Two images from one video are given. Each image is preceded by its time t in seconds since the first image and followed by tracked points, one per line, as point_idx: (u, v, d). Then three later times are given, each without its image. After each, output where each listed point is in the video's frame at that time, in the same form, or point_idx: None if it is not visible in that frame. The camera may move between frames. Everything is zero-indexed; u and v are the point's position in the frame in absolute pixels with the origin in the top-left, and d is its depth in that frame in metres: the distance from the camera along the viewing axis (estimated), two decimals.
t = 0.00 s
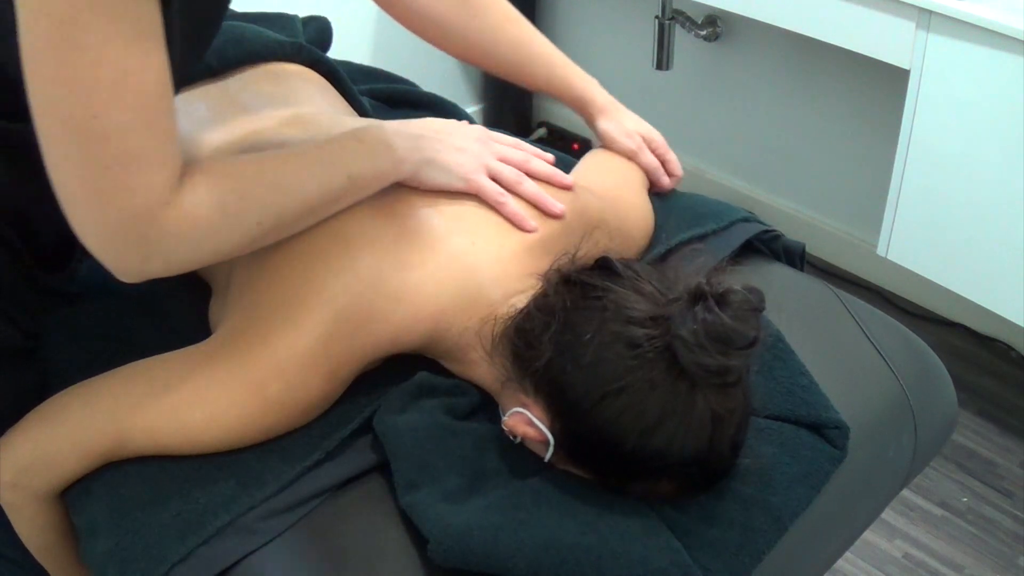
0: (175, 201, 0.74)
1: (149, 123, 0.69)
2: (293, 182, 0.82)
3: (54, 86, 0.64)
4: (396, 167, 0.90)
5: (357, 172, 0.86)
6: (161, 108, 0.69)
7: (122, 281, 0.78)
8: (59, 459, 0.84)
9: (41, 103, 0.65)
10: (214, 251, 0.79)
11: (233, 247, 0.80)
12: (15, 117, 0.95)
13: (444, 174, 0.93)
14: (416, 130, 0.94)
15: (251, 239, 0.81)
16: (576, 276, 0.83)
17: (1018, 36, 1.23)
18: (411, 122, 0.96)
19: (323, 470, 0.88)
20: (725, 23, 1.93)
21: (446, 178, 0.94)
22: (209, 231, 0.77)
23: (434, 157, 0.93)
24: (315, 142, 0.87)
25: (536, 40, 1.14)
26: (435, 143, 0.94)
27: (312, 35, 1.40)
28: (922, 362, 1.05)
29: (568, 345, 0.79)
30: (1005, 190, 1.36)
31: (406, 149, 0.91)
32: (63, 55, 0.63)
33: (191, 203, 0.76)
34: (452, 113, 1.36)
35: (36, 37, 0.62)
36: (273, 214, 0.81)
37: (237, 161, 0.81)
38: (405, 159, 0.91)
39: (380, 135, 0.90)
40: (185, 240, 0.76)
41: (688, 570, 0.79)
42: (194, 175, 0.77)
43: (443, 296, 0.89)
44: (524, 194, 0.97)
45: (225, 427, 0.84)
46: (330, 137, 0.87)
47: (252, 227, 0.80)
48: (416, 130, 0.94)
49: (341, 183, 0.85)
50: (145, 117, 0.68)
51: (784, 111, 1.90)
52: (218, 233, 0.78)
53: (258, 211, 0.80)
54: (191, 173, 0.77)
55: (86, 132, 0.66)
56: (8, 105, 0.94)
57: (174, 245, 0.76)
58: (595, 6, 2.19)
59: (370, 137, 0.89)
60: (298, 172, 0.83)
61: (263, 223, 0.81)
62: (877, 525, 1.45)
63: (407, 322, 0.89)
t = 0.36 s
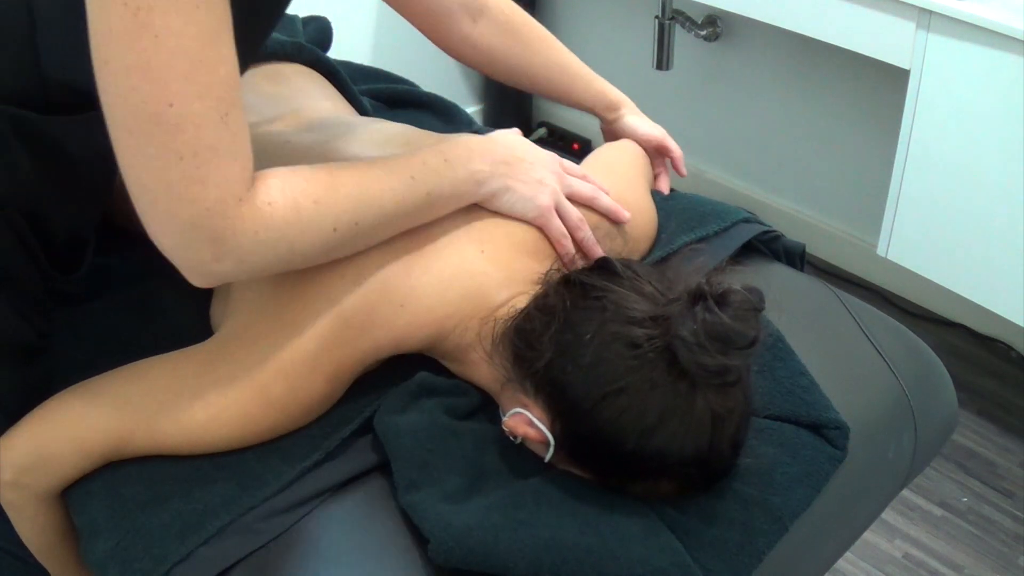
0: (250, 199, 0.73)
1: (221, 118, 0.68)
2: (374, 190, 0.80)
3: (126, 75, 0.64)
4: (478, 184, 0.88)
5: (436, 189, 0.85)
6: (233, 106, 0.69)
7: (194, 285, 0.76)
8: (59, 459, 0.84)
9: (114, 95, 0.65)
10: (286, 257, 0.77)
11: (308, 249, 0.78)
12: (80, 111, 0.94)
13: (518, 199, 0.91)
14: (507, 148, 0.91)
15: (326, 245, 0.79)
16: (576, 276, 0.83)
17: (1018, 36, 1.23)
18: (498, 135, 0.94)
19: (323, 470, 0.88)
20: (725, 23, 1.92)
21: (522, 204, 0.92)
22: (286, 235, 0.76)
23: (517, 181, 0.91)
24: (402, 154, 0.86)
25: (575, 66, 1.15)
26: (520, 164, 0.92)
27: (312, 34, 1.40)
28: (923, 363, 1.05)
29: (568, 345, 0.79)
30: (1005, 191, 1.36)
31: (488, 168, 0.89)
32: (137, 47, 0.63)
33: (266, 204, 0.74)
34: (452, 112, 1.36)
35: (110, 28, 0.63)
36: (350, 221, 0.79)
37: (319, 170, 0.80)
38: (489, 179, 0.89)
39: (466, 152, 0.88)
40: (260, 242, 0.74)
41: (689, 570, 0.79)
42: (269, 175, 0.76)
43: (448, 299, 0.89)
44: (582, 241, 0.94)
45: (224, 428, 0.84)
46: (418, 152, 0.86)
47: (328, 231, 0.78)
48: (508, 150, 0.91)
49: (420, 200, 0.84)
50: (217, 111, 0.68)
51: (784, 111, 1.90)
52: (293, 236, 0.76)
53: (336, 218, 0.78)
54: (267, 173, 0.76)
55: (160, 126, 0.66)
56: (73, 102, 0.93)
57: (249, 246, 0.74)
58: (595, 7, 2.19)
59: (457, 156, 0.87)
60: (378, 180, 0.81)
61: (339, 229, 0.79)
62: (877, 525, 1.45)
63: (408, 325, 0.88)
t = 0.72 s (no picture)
0: (248, 211, 0.76)
1: (234, 133, 0.72)
2: (380, 211, 0.82)
3: (147, 74, 0.69)
4: (490, 208, 0.89)
5: (444, 212, 0.86)
6: (249, 125, 0.73)
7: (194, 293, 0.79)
8: (59, 460, 0.84)
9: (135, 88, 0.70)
10: (283, 271, 0.79)
11: (306, 265, 0.80)
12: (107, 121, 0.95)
13: (533, 223, 0.92)
14: (522, 172, 0.92)
15: (326, 262, 0.81)
16: (575, 277, 0.83)
17: (1018, 36, 1.23)
18: (516, 152, 0.95)
19: (324, 470, 0.88)
20: (725, 23, 1.93)
21: (536, 228, 0.92)
22: (283, 250, 0.78)
23: (534, 205, 0.92)
24: (416, 172, 0.87)
25: (576, 122, 1.21)
26: (536, 190, 0.92)
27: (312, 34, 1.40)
28: (923, 363, 1.05)
29: (567, 345, 0.79)
30: (1003, 191, 1.36)
31: (502, 189, 0.90)
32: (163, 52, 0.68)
33: (263, 217, 0.77)
34: (453, 113, 1.36)
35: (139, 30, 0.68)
36: (353, 241, 0.81)
37: (326, 187, 0.82)
38: (502, 203, 0.90)
39: (481, 175, 0.89)
40: (257, 255, 0.77)
41: (690, 570, 0.79)
42: (271, 189, 0.79)
43: (448, 301, 0.88)
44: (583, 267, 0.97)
45: (225, 428, 0.84)
46: (432, 171, 0.88)
47: (327, 248, 0.80)
48: (525, 174, 0.92)
49: (430, 223, 0.85)
50: (231, 125, 0.72)
51: (783, 112, 1.91)
52: (293, 250, 0.78)
53: (337, 234, 0.80)
54: (268, 189, 0.79)
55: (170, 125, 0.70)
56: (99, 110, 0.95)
57: (247, 258, 0.76)
58: (595, 7, 2.19)
59: (472, 181, 0.88)
60: (386, 201, 0.83)
61: (339, 247, 0.80)
62: (877, 525, 1.45)
63: (409, 327, 0.88)
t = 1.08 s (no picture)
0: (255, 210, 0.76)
1: (242, 130, 0.72)
2: (386, 218, 0.82)
3: (157, 69, 0.69)
4: (499, 220, 0.89)
5: (451, 220, 0.86)
6: (256, 121, 0.74)
7: (198, 290, 0.79)
8: (58, 460, 0.84)
9: (146, 84, 0.70)
10: (289, 272, 0.79)
11: (310, 266, 0.80)
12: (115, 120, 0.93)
13: (540, 236, 0.91)
14: (534, 185, 0.92)
15: (330, 265, 0.81)
16: (575, 277, 0.83)
17: (1018, 36, 1.23)
18: (530, 164, 0.95)
19: (324, 469, 0.88)
20: (725, 23, 1.93)
21: (542, 240, 0.91)
22: (288, 249, 0.78)
23: (543, 218, 0.91)
24: (426, 180, 0.87)
25: (558, 103, 1.21)
26: (545, 203, 0.91)
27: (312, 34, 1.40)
28: (922, 363, 1.05)
29: (567, 345, 0.79)
30: (1003, 191, 1.36)
31: (510, 202, 0.90)
32: (175, 49, 0.69)
33: (269, 216, 0.77)
34: (453, 113, 1.36)
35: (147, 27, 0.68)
36: (359, 245, 0.81)
37: (336, 191, 0.82)
38: (512, 215, 0.90)
39: (491, 186, 0.89)
40: (262, 254, 0.77)
41: (690, 570, 0.79)
42: (279, 190, 0.79)
43: (448, 302, 0.88)
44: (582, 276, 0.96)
45: (225, 428, 0.84)
46: (443, 180, 0.88)
47: (331, 251, 0.80)
48: (536, 186, 0.92)
49: (435, 232, 0.85)
50: (239, 122, 0.72)
51: (784, 112, 1.91)
52: (297, 250, 0.78)
53: (343, 237, 0.80)
54: (275, 189, 0.79)
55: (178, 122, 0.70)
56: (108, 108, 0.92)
57: (249, 256, 0.76)
58: (595, 7, 2.19)
59: (480, 191, 0.88)
60: (394, 207, 0.83)
61: (343, 250, 0.80)
62: (877, 525, 1.45)
63: (410, 328, 0.88)
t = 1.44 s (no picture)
0: (264, 200, 0.75)
1: (234, 115, 0.70)
2: (396, 221, 0.82)
3: (138, 70, 0.67)
4: (513, 233, 0.89)
5: (464, 229, 0.86)
6: (245, 100, 0.71)
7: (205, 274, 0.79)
8: (58, 460, 0.84)
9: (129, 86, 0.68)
10: (297, 262, 0.79)
11: (317, 259, 0.80)
12: (100, 107, 0.91)
13: (553, 254, 0.91)
14: (550, 199, 0.91)
15: (337, 261, 0.81)
16: (576, 277, 0.83)
17: (1018, 36, 1.23)
18: (553, 178, 0.94)
19: (324, 469, 0.88)
20: (725, 23, 1.93)
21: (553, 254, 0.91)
22: (296, 241, 0.78)
23: (555, 238, 0.90)
24: (444, 186, 0.87)
25: None
26: (562, 219, 0.90)
27: (312, 34, 1.40)
28: (922, 363, 1.05)
29: (567, 345, 0.79)
30: (1004, 191, 1.36)
31: (527, 216, 0.89)
32: (152, 45, 0.66)
33: (278, 208, 0.76)
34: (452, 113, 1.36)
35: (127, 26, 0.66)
36: (368, 244, 0.81)
37: (347, 184, 0.82)
38: (526, 231, 0.90)
39: (508, 199, 0.89)
40: (269, 243, 0.76)
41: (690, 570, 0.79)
42: (289, 181, 0.78)
43: (448, 304, 0.89)
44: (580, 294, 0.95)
45: (226, 428, 0.84)
46: (461, 187, 0.88)
47: (338, 248, 0.80)
48: (556, 202, 0.91)
49: (445, 240, 0.86)
50: (230, 108, 0.70)
51: (784, 112, 1.90)
52: (305, 244, 0.78)
53: (353, 234, 0.80)
54: (286, 180, 0.79)
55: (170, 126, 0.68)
56: (89, 96, 0.90)
57: (257, 246, 0.76)
58: (595, 7, 2.19)
59: (497, 203, 0.88)
60: (408, 210, 0.83)
61: (352, 246, 0.80)
62: (877, 525, 1.45)
63: (412, 329, 0.88)
